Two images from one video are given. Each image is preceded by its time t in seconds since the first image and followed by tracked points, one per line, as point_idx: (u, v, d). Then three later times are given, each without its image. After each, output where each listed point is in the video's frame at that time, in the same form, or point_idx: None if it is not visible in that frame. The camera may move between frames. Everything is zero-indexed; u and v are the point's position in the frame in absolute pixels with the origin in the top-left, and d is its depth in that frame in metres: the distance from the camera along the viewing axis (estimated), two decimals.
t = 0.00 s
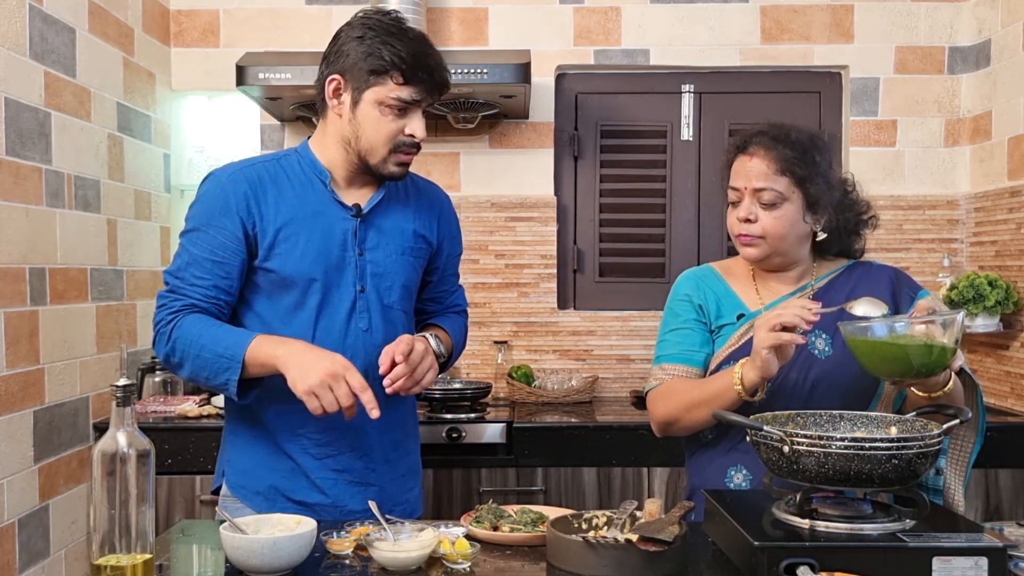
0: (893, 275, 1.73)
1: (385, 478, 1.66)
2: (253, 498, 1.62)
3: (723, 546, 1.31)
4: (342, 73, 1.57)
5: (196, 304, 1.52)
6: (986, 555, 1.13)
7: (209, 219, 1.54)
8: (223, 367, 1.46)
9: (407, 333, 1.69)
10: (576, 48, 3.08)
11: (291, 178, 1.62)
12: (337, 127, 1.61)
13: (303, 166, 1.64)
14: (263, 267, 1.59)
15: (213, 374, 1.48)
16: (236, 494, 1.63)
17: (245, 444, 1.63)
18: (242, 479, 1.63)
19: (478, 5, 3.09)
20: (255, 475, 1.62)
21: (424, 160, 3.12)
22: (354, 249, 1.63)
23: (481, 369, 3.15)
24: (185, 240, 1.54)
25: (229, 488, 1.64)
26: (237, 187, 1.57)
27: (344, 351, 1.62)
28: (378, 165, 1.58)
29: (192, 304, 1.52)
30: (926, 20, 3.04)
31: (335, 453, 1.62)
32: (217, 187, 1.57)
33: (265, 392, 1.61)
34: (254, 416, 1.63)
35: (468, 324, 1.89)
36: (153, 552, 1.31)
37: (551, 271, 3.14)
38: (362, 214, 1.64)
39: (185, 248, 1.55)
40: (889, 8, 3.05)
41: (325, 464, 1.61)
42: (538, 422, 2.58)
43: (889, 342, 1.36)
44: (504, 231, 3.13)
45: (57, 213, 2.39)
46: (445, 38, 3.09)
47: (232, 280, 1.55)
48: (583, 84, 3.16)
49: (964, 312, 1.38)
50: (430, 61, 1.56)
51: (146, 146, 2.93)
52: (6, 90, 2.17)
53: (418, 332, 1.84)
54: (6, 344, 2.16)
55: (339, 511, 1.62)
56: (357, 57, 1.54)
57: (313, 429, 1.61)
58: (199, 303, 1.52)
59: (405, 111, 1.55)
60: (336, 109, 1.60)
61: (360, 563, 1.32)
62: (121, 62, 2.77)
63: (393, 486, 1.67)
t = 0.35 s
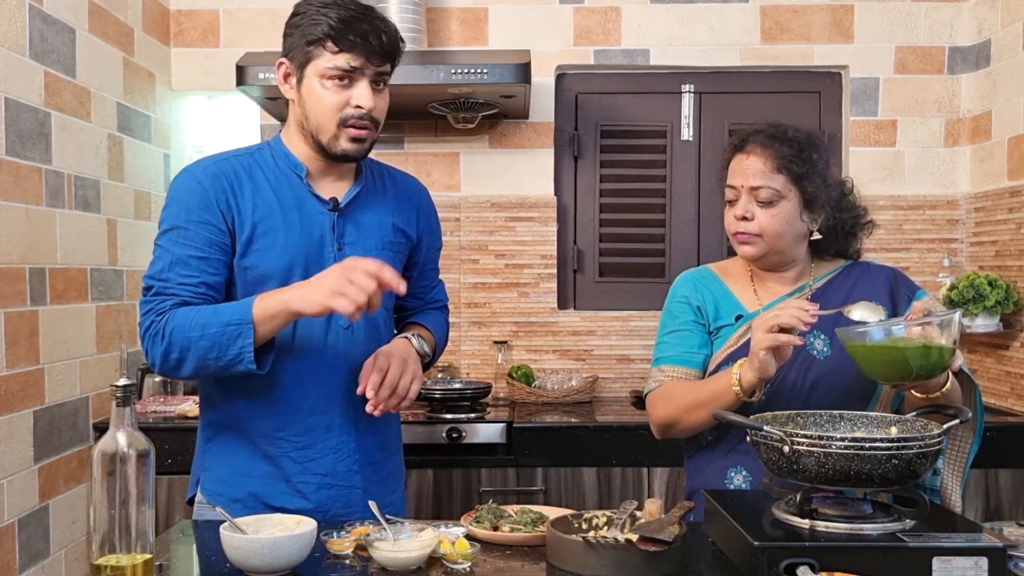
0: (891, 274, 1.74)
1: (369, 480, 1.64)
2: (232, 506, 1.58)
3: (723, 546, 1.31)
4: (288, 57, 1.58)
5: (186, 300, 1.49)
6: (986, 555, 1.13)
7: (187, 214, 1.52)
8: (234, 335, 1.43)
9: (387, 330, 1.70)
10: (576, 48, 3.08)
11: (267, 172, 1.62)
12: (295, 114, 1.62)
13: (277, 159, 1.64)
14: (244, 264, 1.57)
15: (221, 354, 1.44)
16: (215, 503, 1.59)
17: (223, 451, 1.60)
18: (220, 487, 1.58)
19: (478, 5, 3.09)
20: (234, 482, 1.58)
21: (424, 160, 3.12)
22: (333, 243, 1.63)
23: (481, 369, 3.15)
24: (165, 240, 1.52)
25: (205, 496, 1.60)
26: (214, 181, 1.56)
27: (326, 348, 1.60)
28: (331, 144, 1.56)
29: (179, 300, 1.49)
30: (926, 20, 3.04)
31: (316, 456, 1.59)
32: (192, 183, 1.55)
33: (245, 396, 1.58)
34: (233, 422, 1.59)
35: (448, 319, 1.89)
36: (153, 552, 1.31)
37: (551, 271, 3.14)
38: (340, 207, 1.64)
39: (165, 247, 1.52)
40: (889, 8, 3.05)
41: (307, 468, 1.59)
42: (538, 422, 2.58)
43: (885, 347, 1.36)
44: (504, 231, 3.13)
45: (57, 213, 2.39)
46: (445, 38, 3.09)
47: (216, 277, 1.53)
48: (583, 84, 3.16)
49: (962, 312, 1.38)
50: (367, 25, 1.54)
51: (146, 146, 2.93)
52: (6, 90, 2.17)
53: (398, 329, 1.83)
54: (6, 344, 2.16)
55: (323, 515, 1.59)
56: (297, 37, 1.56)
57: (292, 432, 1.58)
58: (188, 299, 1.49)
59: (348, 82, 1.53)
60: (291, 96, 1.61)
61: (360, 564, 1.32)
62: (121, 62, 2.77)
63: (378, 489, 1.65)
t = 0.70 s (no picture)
0: (890, 275, 1.74)
1: (358, 480, 1.64)
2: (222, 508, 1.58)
3: (722, 545, 1.31)
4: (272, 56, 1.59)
5: (166, 307, 1.51)
6: (986, 555, 1.13)
7: (168, 217, 1.53)
8: (208, 364, 1.47)
9: (378, 327, 1.70)
10: (576, 48, 3.08)
11: (252, 171, 1.61)
12: (280, 113, 1.63)
13: (263, 157, 1.64)
14: (228, 264, 1.58)
15: (196, 375, 1.49)
16: (203, 505, 1.59)
17: (211, 453, 1.60)
18: (210, 487, 1.59)
19: (478, 5, 3.08)
20: (223, 483, 1.58)
21: (424, 160, 3.12)
22: (322, 241, 1.62)
23: (481, 369, 3.15)
24: (145, 242, 1.53)
25: (194, 497, 1.60)
26: (197, 183, 1.55)
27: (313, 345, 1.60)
28: (313, 145, 1.57)
29: (161, 308, 1.51)
30: (926, 20, 3.04)
31: (305, 456, 1.59)
32: (175, 183, 1.55)
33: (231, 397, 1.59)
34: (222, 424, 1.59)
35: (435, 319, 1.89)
36: (153, 552, 1.31)
37: (551, 271, 3.14)
38: (328, 205, 1.63)
39: (146, 250, 1.53)
40: (889, 8, 3.05)
41: (295, 467, 1.59)
42: (538, 422, 2.58)
43: (890, 348, 1.36)
44: (504, 232, 3.13)
45: (57, 213, 2.39)
46: (445, 37, 3.09)
47: (198, 281, 1.54)
48: (583, 84, 3.16)
49: (963, 310, 1.38)
50: (349, 27, 1.53)
51: (146, 146, 2.93)
52: (6, 90, 2.17)
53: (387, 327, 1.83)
54: (6, 344, 2.16)
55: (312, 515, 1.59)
56: (280, 37, 1.56)
57: (281, 432, 1.58)
58: (168, 306, 1.52)
59: (328, 84, 1.53)
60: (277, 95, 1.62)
61: (360, 564, 1.32)
62: (121, 62, 2.77)
63: (367, 488, 1.66)
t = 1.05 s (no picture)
0: (891, 275, 1.74)
1: (372, 482, 1.67)
2: (238, 505, 1.62)
3: (723, 546, 1.31)
4: (280, 66, 1.62)
5: (178, 311, 1.55)
6: (986, 555, 1.13)
7: (183, 227, 1.57)
8: (206, 362, 1.49)
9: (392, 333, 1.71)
10: (576, 48, 3.08)
11: (266, 181, 1.64)
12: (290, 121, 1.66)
13: (277, 167, 1.67)
14: (243, 272, 1.61)
15: (196, 373, 1.51)
16: (222, 502, 1.63)
17: (230, 452, 1.64)
18: (228, 486, 1.63)
19: (478, 5, 3.08)
20: (241, 483, 1.62)
21: (423, 160, 3.12)
22: (334, 249, 1.64)
23: (481, 369, 3.15)
24: (162, 249, 1.57)
25: (215, 495, 1.65)
26: (211, 195, 1.59)
27: (327, 354, 1.62)
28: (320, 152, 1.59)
29: (172, 311, 1.56)
30: (926, 20, 3.04)
31: (320, 458, 1.62)
32: (190, 195, 1.59)
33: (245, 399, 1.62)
34: (239, 422, 1.63)
35: (456, 317, 1.90)
36: (153, 552, 1.31)
37: (551, 271, 3.14)
38: (340, 213, 1.66)
39: (163, 258, 1.58)
40: (889, 8, 3.05)
41: (311, 469, 1.62)
42: (538, 422, 2.58)
43: (886, 352, 1.36)
44: (504, 231, 3.13)
45: (57, 213, 2.39)
46: (444, 38, 3.09)
47: (212, 287, 1.58)
48: (583, 84, 3.16)
49: (962, 314, 1.37)
50: (349, 33, 1.55)
51: (146, 146, 2.93)
52: (6, 90, 2.17)
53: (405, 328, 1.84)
54: (6, 344, 2.16)
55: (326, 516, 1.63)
56: (285, 47, 1.59)
57: (296, 434, 1.62)
58: (179, 309, 1.56)
59: (332, 90, 1.56)
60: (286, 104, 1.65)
61: (360, 564, 1.32)
62: (121, 62, 2.77)
63: (382, 490, 1.68)
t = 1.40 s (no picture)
0: (891, 274, 1.73)
1: (380, 483, 1.70)
2: (250, 500, 1.67)
3: (723, 545, 1.31)
4: (287, 77, 1.64)
5: (192, 317, 1.59)
6: (986, 555, 1.13)
7: (198, 234, 1.60)
8: (217, 378, 1.52)
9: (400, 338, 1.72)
10: (576, 48, 3.08)
11: (279, 187, 1.66)
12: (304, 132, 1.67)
13: (290, 173, 1.68)
14: (254, 278, 1.64)
15: (209, 384, 1.54)
16: (235, 496, 1.69)
17: (244, 449, 1.69)
18: (241, 481, 1.68)
19: (478, 5, 3.08)
20: (253, 479, 1.67)
21: (423, 160, 3.12)
22: (344, 256, 1.66)
23: (481, 369, 3.15)
24: (178, 255, 1.61)
25: (229, 489, 1.71)
26: (225, 202, 1.62)
27: (336, 358, 1.66)
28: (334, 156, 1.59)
29: (189, 317, 1.59)
30: (926, 20, 3.04)
31: (329, 459, 1.66)
32: (205, 202, 1.62)
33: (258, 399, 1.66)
34: (251, 420, 1.68)
35: (470, 322, 1.90)
36: (153, 552, 1.31)
37: (551, 271, 3.14)
38: (350, 220, 1.67)
39: (179, 263, 1.61)
40: (889, 8, 3.05)
41: (320, 469, 1.66)
42: (538, 422, 2.58)
43: (885, 352, 1.36)
44: (504, 232, 3.13)
45: (57, 213, 2.39)
46: (445, 37, 3.09)
47: (225, 293, 1.61)
48: (583, 84, 3.16)
49: (959, 313, 1.38)
50: (352, 34, 1.57)
51: (146, 146, 2.93)
52: (6, 90, 2.17)
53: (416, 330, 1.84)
54: (6, 344, 2.16)
55: (334, 515, 1.67)
56: (290, 56, 1.61)
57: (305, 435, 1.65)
58: (196, 315, 1.59)
59: (340, 93, 1.57)
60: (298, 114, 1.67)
61: (360, 564, 1.32)
62: (121, 62, 2.77)
63: (389, 490, 1.71)
